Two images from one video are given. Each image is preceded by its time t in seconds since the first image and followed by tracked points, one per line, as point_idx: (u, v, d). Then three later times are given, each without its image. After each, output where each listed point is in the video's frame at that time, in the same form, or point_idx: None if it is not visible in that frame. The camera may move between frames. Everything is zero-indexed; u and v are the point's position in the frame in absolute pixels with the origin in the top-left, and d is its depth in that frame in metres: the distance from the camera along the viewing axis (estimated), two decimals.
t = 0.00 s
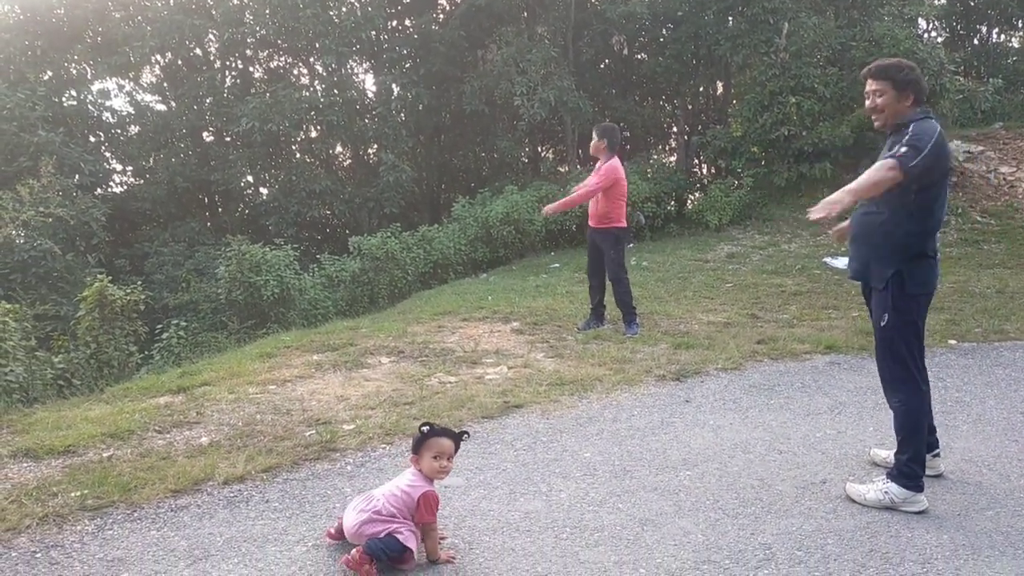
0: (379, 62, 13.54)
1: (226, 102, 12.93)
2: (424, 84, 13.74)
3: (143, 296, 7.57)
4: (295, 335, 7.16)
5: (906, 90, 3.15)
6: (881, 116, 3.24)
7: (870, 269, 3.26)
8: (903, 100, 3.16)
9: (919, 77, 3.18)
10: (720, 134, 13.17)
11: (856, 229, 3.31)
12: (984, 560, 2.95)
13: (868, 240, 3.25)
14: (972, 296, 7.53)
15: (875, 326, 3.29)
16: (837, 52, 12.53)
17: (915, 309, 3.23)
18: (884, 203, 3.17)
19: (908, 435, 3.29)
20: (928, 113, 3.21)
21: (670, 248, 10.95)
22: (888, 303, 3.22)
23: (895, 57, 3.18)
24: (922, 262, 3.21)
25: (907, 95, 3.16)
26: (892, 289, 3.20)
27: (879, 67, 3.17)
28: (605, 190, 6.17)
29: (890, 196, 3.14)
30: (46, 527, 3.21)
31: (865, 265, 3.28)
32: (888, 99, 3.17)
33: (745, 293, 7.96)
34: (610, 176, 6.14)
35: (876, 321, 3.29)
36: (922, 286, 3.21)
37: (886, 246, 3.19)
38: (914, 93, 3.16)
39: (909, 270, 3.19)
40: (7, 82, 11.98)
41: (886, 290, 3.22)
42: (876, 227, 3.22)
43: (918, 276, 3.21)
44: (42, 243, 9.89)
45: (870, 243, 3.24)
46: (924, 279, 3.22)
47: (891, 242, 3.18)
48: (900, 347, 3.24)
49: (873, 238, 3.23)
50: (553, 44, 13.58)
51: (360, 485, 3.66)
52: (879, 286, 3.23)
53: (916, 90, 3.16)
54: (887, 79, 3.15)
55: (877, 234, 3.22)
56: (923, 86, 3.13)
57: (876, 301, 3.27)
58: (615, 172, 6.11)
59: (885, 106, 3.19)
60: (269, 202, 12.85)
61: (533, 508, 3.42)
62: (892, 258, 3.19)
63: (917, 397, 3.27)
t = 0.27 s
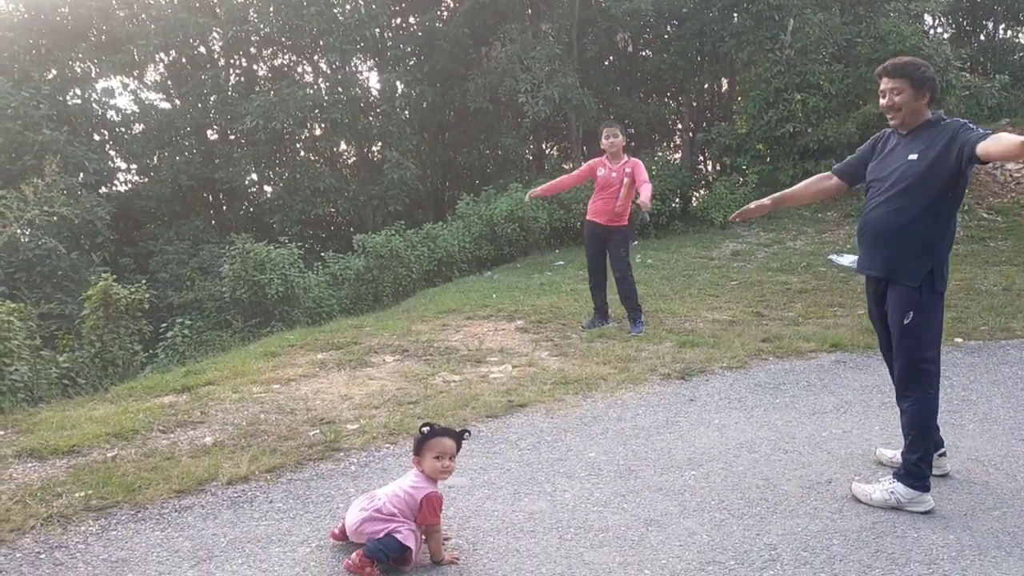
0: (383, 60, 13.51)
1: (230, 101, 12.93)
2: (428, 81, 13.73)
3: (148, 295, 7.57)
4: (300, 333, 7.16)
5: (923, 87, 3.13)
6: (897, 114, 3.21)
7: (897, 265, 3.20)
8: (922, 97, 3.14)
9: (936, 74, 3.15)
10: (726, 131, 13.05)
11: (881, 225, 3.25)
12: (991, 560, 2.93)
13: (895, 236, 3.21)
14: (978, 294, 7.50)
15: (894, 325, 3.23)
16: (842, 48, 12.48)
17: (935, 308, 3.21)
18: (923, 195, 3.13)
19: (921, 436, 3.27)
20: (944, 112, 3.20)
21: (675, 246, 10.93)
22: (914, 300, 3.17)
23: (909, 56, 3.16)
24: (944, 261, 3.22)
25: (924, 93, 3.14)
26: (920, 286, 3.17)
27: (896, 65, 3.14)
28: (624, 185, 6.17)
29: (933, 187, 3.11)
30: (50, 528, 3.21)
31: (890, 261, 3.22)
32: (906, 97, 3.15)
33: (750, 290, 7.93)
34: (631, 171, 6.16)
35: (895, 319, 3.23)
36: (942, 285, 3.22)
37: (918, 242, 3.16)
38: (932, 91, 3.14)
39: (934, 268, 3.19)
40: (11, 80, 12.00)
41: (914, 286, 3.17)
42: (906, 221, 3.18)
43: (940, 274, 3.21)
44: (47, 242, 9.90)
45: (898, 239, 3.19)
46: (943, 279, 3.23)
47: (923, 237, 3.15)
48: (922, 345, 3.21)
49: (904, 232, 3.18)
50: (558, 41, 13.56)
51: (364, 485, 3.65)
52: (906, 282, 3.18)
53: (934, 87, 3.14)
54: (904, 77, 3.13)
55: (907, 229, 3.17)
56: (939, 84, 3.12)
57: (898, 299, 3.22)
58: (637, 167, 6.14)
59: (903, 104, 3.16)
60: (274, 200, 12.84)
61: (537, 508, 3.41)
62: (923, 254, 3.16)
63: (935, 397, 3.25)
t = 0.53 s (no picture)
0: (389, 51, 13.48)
1: (236, 92, 12.95)
2: (434, 73, 13.72)
3: (154, 286, 7.59)
4: (306, 324, 7.18)
5: (927, 76, 3.15)
6: (902, 102, 3.20)
7: (909, 254, 3.19)
8: (926, 85, 3.16)
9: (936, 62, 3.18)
10: (731, 123, 13.03)
11: (892, 213, 3.23)
12: (997, 550, 2.93)
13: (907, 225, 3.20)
14: (984, 286, 7.47)
15: (903, 315, 3.22)
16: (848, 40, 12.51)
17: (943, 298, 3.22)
18: (938, 182, 3.14)
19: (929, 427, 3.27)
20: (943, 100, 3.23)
21: (681, 237, 10.92)
22: (926, 290, 3.17)
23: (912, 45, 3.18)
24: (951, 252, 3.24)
25: (927, 82, 3.16)
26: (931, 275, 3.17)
27: (900, 54, 3.15)
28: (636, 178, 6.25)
29: (949, 173, 3.12)
30: (59, 515, 3.24)
31: (900, 250, 3.21)
32: (912, 84, 3.15)
33: (756, 282, 7.92)
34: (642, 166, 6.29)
35: (903, 309, 3.22)
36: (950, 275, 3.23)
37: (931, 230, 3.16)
38: (934, 79, 3.16)
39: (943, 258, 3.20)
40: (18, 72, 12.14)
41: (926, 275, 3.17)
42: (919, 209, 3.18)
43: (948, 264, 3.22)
44: (54, 233, 9.93)
45: (910, 228, 3.19)
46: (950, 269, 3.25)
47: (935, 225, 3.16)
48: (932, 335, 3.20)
49: (916, 220, 3.18)
50: (563, 32, 13.53)
51: (370, 474, 3.67)
52: (918, 271, 3.18)
53: (936, 76, 3.16)
54: (909, 65, 3.14)
55: (919, 217, 3.17)
56: (942, 73, 3.15)
57: (908, 288, 3.21)
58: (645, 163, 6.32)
59: (909, 92, 3.16)
60: (279, 191, 12.86)
61: (543, 497, 3.43)
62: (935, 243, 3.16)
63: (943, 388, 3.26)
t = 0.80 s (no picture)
0: (394, 40, 13.47)
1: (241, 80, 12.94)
2: (439, 61, 13.68)
3: (159, 273, 7.60)
4: (310, 313, 7.18)
5: (934, 60, 3.10)
6: (909, 89, 3.16)
7: (915, 241, 3.17)
8: (933, 71, 3.12)
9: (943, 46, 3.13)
10: (737, 112, 12.95)
11: (898, 201, 3.21)
12: (1003, 538, 2.92)
13: (914, 212, 3.17)
14: (991, 276, 7.43)
15: (908, 302, 3.21)
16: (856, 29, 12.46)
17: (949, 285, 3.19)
18: (942, 171, 3.11)
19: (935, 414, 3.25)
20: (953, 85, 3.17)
21: (686, 227, 10.89)
22: (931, 278, 3.15)
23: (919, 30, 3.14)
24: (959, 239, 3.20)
25: (935, 67, 3.12)
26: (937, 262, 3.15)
27: (906, 40, 3.12)
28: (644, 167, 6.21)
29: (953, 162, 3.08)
30: (65, 499, 3.24)
31: (907, 237, 3.19)
32: (919, 70, 3.11)
33: (761, 272, 7.89)
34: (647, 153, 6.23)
35: (908, 296, 3.21)
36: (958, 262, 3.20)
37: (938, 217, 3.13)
38: (941, 64, 3.12)
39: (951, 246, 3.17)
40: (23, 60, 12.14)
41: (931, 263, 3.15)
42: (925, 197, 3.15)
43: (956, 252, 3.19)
44: (59, 221, 9.94)
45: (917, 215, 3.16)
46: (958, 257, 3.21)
47: (943, 212, 3.12)
48: (938, 323, 3.18)
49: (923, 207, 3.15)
50: (569, 21, 13.47)
51: (375, 460, 3.67)
52: (924, 258, 3.15)
53: (943, 61, 3.12)
54: (915, 51, 3.10)
55: (926, 204, 3.14)
56: (950, 57, 3.10)
57: (914, 275, 3.19)
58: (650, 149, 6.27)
59: (916, 78, 3.12)
60: (284, 180, 12.85)
61: (547, 483, 3.42)
62: (942, 230, 3.13)
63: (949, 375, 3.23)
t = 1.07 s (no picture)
0: (397, 32, 13.44)
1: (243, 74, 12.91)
2: (442, 54, 13.61)
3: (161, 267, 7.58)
4: (313, 306, 7.15)
5: (947, 52, 3.06)
6: (918, 80, 3.12)
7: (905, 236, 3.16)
8: (944, 63, 3.07)
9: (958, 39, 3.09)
10: (743, 105, 12.92)
11: (895, 194, 3.20)
12: (1008, 533, 2.90)
13: (906, 206, 3.16)
14: (998, 270, 7.38)
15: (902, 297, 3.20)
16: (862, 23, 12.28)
17: (945, 280, 3.15)
18: (939, 164, 3.07)
19: (934, 409, 3.23)
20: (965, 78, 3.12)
21: (690, 221, 10.84)
22: (923, 273, 3.13)
23: (933, 20, 3.09)
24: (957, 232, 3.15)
25: (946, 59, 3.07)
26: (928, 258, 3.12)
27: (919, 30, 3.08)
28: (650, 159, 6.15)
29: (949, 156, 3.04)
30: (66, 493, 3.23)
31: (899, 232, 3.18)
32: (930, 61, 3.06)
33: (766, 266, 7.86)
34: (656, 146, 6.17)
35: (903, 290, 3.20)
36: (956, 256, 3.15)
37: (926, 212, 3.10)
38: (953, 56, 3.07)
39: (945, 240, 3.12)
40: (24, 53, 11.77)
41: (921, 257, 3.13)
42: (916, 191, 3.13)
43: (952, 246, 3.14)
44: (61, 214, 9.93)
45: (909, 210, 3.15)
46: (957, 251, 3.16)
47: (932, 207, 3.09)
48: (931, 317, 3.15)
49: (914, 201, 3.13)
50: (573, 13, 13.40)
51: (378, 454, 3.65)
52: (914, 253, 3.14)
53: (956, 54, 3.07)
54: (927, 41, 3.06)
55: (916, 199, 3.13)
56: (963, 49, 3.06)
57: (908, 268, 3.17)
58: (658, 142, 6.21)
59: (926, 69, 3.08)
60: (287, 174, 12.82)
61: (550, 478, 3.40)
62: (934, 224, 3.10)
63: (945, 372, 3.19)
